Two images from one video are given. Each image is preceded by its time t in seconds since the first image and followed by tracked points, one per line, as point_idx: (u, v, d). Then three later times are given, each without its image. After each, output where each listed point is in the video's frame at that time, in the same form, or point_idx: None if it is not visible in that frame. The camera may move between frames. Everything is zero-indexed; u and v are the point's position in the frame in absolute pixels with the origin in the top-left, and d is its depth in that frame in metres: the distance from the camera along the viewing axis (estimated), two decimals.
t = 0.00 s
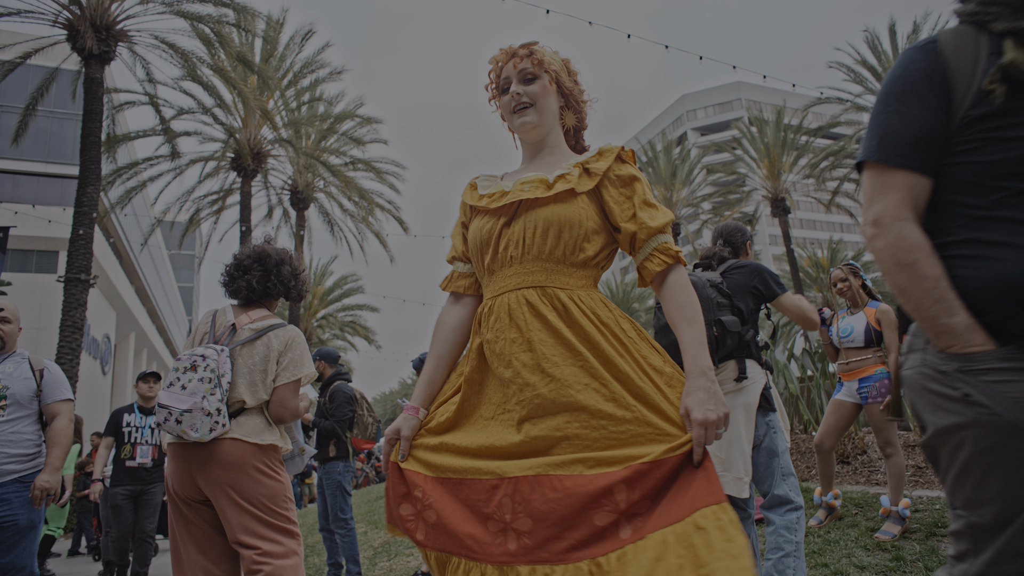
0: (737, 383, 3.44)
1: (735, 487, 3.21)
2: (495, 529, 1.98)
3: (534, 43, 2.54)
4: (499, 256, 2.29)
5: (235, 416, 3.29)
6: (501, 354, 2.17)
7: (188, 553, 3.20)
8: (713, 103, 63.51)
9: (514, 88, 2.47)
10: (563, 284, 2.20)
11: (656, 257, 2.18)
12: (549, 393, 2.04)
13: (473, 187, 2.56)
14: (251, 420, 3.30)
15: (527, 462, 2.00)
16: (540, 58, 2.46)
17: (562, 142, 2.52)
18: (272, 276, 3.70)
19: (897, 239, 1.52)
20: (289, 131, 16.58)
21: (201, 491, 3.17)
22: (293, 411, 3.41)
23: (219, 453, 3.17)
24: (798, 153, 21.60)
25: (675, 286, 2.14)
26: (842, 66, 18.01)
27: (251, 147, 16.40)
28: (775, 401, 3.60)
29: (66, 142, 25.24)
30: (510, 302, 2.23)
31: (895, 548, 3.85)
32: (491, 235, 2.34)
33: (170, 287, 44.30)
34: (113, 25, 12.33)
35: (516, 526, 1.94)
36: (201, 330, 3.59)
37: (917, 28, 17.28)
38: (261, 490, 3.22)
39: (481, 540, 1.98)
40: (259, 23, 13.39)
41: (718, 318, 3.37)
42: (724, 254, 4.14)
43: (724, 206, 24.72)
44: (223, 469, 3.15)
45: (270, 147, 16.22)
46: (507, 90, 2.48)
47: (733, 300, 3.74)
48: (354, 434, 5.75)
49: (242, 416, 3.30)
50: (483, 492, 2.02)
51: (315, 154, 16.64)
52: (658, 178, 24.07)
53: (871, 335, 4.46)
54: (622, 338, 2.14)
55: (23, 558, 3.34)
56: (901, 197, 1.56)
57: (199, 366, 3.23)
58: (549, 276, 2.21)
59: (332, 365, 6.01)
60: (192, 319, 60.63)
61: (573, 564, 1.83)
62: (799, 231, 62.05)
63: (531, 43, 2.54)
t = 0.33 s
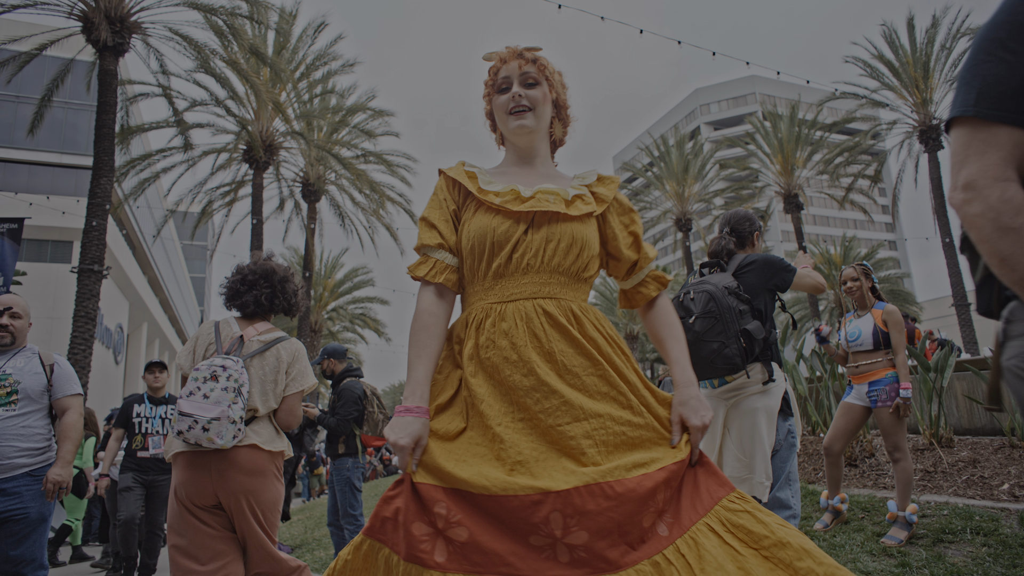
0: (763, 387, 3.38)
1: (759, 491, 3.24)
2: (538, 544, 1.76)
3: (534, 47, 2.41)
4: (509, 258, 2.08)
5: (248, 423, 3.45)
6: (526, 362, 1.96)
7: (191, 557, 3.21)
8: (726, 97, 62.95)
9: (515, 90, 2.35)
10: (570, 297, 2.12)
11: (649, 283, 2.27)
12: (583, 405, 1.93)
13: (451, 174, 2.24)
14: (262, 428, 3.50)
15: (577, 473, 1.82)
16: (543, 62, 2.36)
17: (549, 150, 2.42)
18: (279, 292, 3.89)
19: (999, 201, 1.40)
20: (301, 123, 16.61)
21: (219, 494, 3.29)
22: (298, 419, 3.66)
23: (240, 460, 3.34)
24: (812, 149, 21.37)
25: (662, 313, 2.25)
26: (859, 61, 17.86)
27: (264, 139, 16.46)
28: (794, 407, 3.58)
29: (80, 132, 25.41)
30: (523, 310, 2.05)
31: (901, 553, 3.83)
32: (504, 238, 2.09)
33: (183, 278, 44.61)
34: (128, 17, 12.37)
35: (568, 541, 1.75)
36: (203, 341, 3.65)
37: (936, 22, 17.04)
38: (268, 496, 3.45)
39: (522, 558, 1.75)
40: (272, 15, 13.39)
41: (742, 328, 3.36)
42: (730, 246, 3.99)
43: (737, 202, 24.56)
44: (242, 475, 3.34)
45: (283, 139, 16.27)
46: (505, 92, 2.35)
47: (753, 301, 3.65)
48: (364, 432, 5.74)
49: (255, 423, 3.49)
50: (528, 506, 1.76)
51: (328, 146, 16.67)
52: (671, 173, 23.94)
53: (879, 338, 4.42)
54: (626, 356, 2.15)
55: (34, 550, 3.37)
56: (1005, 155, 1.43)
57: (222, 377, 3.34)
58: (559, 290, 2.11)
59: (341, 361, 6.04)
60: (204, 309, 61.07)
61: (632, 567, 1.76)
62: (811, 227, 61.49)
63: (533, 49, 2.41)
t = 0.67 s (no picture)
0: (783, 390, 3.22)
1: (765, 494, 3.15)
2: (586, 541, 1.62)
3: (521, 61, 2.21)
4: (516, 270, 1.89)
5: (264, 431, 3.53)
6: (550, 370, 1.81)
7: (210, 557, 3.23)
8: (731, 94, 62.72)
9: (498, 101, 2.12)
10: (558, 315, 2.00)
11: (599, 307, 2.25)
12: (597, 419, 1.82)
13: (444, 168, 1.96)
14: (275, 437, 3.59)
15: (616, 471, 1.73)
16: (528, 75, 2.16)
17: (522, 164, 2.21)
18: (274, 308, 3.97)
19: None
20: (305, 122, 16.61)
21: (239, 499, 3.38)
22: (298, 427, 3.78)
23: (259, 467, 3.43)
24: (817, 146, 21.27)
25: (610, 338, 2.22)
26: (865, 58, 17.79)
27: (268, 138, 16.49)
28: (808, 410, 3.41)
29: (86, 131, 25.51)
30: (533, 328, 1.87)
31: (906, 556, 3.81)
32: (510, 249, 1.90)
33: (189, 277, 44.78)
34: (132, 17, 12.39)
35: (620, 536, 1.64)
36: (206, 355, 3.66)
37: (943, 18, 16.92)
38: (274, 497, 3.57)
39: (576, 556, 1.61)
40: (276, 15, 13.39)
41: (757, 331, 3.17)
42: (731, 241, 3.62)
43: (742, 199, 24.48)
44: (261, 481, 3.44)
45: (287, 139, 16.29)
46: (489, 100, 2.12)
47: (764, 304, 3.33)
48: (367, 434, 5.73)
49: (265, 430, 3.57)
50: (585, 499, 1.63)
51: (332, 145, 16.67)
52: (675, 171, 23.87)
53: (882, 338, 4.39)
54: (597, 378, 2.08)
55: (38, 554, 3.39)
56: None
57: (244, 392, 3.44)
58: (552, 306, 1.98)
59: (346, 364, 6.02)
60: (210, 308, 61.36)
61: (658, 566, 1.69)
62: (817, 224, 61.27)
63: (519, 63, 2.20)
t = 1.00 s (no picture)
0: (799, 386, 2.89)
1: (779, 497, 2.80)
2: (581, 533, 1.62)
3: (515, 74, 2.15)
4: (533, 280, 1.85)
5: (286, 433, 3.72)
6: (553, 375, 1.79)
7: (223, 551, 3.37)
8: (739, 84, 62.25)
9: (491, 113, 2.06)
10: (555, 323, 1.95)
11: (580, 320, 2.18)
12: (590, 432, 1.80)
13: (455, 169, 1.89)
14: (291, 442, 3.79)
15: (604, 473, 1.75)
16: (519, 88, 2.11)
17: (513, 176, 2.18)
18: (279, 319, 4.06)
19: None
20: (311, 118, 16.63)
21: (261, 497, 3.56)
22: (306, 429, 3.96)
23: (281, 465, 3.61)
24: (826, 134, 21.09)
25: (592, 352, 2.20)
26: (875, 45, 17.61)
27: (275, 136, 16.53)
28: (825, 407, 3.09)
29: (95, 132, 25.64)
30: (547, 339, 1.87)
31: (916, 552, 3.79)
32: (519, 260, 1.84)
33: (198, 275, 45.03)
34: (137, 18, 12.42)
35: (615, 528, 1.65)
36: (223, 362, 3.72)
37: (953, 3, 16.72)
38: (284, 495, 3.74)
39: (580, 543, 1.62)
40: (281, 13, 13.38)
41: (777, 327, 2.84)
42: (741, 235, 3.30)
43: (751, 189, 24.30)
44: (280, 478, 3.63)
45: (294, 136, 16.31)
46: (480, 112, 2.06)
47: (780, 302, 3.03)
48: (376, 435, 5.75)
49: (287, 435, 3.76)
50: (576, 495, 1.64)
51: (338, 141, 16.68)
52: (683, 162, 23.71)
53: (889, 332, 4.34)
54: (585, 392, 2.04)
55: (52, 557, 3.45)
56: None
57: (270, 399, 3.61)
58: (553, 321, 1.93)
59: (356, 364, 6.04)
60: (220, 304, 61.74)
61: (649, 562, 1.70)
62: (827, 213, 60.82)
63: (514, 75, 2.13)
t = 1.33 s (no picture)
0: (814, 380, 2.88)
1: (792, 494, 2.79)
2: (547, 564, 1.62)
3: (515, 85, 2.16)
4: (554, 300, 1.90)
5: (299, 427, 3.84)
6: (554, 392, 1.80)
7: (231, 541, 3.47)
8: (749, 68, 61.62)
9: (495, 125, 2.06)
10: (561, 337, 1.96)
11: (584, 318, 2.17)
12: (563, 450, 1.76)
13: (486, 185, 1.86)
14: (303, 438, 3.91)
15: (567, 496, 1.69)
16: (520, 100, 2.12)
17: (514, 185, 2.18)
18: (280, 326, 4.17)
19: None
20: (319, 111, 16.62)
21: (271, 489, 3.66)
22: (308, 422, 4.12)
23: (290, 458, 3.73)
24: (838, 119, 20.84)
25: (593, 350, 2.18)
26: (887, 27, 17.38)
27: (283, 130, 16.55)
28: (838, 402, 3.09)
29: (105, 129, 25.76)
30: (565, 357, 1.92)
31: (928, 545, 3.77)
32: (540, 281, 1.87)
33: (210, 269, 45.27)
34: (144, 14, 12.44)
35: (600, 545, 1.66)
36: (238, 365, 3.78)
37: None
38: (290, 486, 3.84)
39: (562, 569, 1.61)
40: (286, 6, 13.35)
41: (792, 320, 2.82)
42: (753, 226, 3.23)
43: (761, 176, 24.09)
44: (286, 470, 3.75)
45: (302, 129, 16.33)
46: (484, 123, 2.06)
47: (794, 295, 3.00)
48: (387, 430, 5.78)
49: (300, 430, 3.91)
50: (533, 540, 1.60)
51: (346, 134, 16.67)
52: (692, 149, 23.53)
53: (901, 323, 4.30)
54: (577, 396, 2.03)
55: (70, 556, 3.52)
56: None
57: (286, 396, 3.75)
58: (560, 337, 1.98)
59: (368, 359, 6.04)
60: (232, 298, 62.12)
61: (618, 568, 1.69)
62: (839, 198, 60.25)
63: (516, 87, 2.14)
